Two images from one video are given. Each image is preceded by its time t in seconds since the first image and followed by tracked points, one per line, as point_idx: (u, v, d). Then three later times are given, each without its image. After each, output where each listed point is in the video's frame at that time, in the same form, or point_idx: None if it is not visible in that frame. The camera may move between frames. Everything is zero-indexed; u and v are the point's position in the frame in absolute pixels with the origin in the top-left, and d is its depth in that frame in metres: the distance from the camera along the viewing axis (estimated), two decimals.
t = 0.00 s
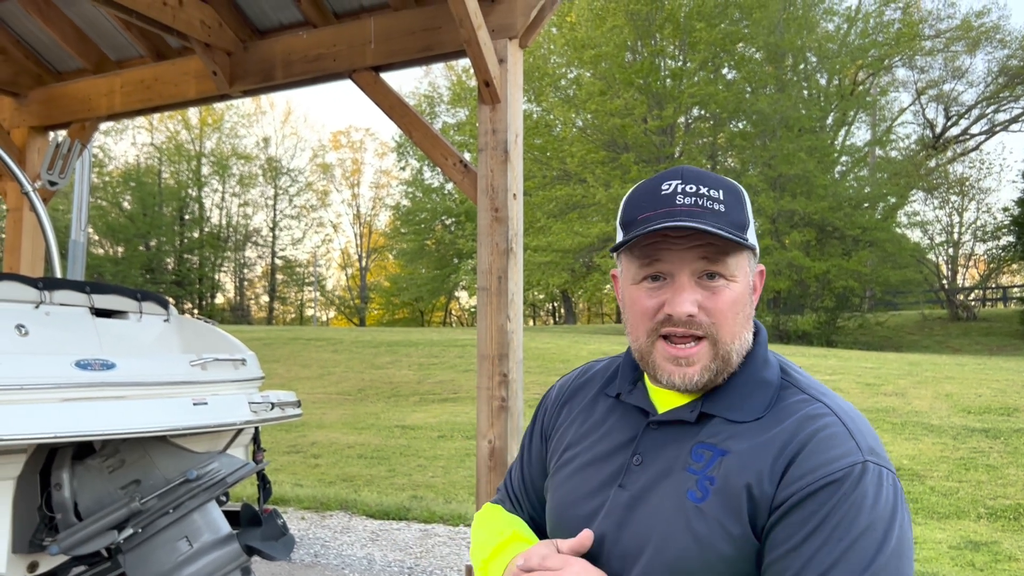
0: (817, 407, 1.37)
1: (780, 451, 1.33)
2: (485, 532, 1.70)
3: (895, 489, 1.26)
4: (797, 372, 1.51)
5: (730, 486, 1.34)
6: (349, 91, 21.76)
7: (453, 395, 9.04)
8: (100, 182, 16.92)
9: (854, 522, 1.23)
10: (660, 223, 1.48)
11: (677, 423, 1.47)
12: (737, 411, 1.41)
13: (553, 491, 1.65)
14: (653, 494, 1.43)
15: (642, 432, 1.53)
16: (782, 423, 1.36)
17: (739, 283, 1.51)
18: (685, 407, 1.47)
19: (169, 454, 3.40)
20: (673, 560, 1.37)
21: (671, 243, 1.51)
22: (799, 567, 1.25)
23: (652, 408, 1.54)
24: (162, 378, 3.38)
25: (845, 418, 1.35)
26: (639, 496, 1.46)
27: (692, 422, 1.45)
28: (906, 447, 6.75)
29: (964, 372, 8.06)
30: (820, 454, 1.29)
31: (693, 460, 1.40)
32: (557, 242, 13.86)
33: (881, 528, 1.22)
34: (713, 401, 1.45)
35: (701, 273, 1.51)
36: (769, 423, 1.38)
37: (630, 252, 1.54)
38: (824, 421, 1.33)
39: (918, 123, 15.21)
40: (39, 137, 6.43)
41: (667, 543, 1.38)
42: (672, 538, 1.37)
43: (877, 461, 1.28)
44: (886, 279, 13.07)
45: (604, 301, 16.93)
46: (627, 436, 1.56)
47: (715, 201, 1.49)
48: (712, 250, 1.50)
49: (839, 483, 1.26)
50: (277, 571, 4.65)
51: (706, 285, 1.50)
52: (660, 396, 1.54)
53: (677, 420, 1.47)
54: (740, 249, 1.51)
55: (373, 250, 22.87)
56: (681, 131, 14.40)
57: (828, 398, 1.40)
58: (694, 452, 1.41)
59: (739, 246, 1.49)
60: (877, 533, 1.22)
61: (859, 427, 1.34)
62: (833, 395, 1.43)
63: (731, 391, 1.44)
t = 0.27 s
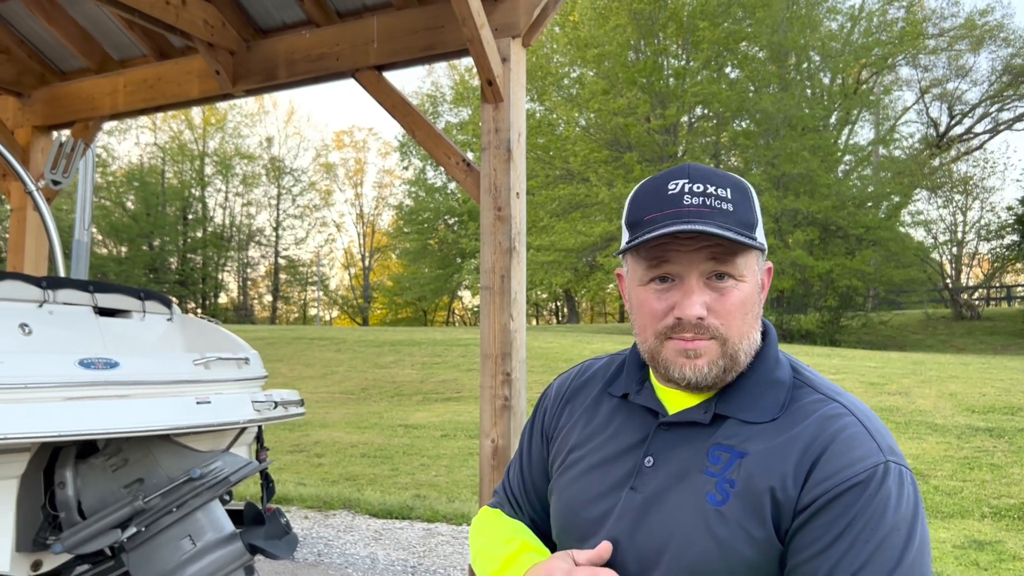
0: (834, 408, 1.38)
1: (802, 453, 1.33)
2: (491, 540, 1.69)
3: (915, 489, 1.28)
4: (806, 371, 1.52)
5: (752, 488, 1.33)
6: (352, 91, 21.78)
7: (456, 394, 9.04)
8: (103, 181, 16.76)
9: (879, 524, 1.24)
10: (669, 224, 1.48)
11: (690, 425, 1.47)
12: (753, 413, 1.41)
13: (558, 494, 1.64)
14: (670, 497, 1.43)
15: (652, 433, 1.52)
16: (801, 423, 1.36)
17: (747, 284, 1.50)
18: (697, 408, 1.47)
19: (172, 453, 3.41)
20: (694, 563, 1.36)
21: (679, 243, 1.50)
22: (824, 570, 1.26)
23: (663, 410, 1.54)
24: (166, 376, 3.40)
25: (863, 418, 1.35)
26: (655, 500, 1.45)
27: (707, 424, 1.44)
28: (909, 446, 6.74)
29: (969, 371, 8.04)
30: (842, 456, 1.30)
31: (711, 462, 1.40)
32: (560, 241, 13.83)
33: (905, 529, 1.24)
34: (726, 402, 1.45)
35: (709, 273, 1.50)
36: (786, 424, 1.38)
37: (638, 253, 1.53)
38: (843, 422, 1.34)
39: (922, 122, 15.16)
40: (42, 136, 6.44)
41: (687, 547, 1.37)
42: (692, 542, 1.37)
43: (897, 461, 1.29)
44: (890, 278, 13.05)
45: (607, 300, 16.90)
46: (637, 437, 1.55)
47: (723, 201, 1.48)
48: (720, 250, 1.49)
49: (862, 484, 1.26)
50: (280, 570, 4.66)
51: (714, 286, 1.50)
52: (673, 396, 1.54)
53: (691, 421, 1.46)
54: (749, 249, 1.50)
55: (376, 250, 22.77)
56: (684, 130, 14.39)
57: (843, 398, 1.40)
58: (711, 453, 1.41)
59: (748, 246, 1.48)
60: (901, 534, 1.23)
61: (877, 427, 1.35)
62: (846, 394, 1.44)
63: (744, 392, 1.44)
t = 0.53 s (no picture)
0: (841, 404, 1.37)
1: (809, 449, 1.32)
2: (494, 536, 1.69)
3: (922, 486, 1.27)
4: (813, 367, 1.51)
5: (759, 486, 1.33)
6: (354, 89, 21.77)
7: (458, 392, 9.04)
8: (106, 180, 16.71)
9: (886, 522, 1.23)
10: (668, 228, 1.47)
11: (695, 423, 1.46)
12: (758, 411, 1.40)
13: (563, 491, 1.63)
14: (676, 494, 1.42)
15: (658, 430, 1.52)
16: (807, 421, 1.36)
17: (748, 286, 1.49)
18: (703, 407, 1.47)
19: (174, 450, 3.41)
20: (700, 561, 1.36)
21: (678, 248, 1.49)
22: (831, 568, 1.26)
23: (667, 407, 1.53)
24: (168, 374, 3.40)
25: (870, 414, 1.35)
26: (661, 497, 1.44)
27: (712, 422, 1.44)
28: (912, 444, 6.72)
29: (972, 368, 8.02)
30: (849, 452, 1.29)
31: (717, 460, 1.39)
32: (562, 239, 13.79)
33: (912, 526, 1.23)
34: (731, 401, 1.44)
35: (709, 276, 1.49)
36: (792, 422, 1.37)
37: (637, 255, 1.52)
38: (850, 419, 1.33)
39: (924, 119, 15.09)
40: (44, 134, 6.45)
41: (694, 545, 1.37)
42: (699, 540, 1.36)
43: (905, 459, 1.28)
44: (892, 276, 13.03)
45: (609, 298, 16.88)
46: (642, 435, 1.55)
47: (723, 202, 1.47)
48: (719, 253, 1.48)
49: (869, 482, 1.26)
50: (282, 567, 4.66)
51: (714, 289, 1.49)
52: (676, 395, 1.53)
53: (696, 419, 1.46)
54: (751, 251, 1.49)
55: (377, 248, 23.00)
56: (686, 128, 14.36)
57: (850, 395, 1.40)
58: (717, 452, 1.40)
59: (748, 249, 1.47)
60: (908, 532, 1.23)
61: (884, 424, 1.34)
62: (852, 391, 1.44)
63: (749, 391, 1.44)
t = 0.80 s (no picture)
0: (844, 401, 1.36)
1: (809, 446, 1.32)
2: (497, 532, 1.69)
3: (924, 484, 1.27)
4: (816, 363, 1.51)
5: (760, 483, 1.33)
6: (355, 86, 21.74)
7: (459, 389, 9.04)
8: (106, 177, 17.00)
9: (886, 519, 1.23)
10: (672, 225, 1.47)
11: (697, 419, 1.46)
12: (760, 408, 1.40)
13: (565, 486, 1.63)
14: (675, 491, 1.42)
15: (660, 426, 1.51)
16: (809, 417, 1.36)
17: (754, 282, 1.49)
18: (705, 402, 1.46)
19: (175, 447, 3.40)
20: (699, 559, 1.36)
21: (683, 244, 1.48)
22: (830, 566, 1.25)
23: (669, 403, 1.53)
24: (169, 370, 3.40)
25: (871, 411, 1.34)
26: (661, 494, 1.44)
27: (713, 419, 1.44)
28: (913, 441, 6.72)
29: (974, 365, 8.01)
30: (849, 449, 1.29)
31: (717, 456, 1.39)
32: (563, 236, 13.81)
33: (913, 524, 1.23)
34: (733, 398, 1.44)
35: (714, 273, 1.49)
36: (793, 418, 1.37)
37: (642, 252, 1.53)
38: (852, 416, 1.33)
39: (925, 116, 14.62)
40: (45, 131, 6.45)
41: (694, 542, 1.37)
42: (698, 536, 1.36)
43: (907, 456, 1.28)
44: (894, 273, 13.04)
45: (610, 295, 16.88)
46: (644, 431, 1.55)
47: (728, 198, 1.46)
48: (724, 250, 1.48)
49: (869, 478, 1.25)
50: (283, 564, 4.67)
51: (719, 286, 1.49)
52: (678, 391, 1.53)
53: (697, 415, 1.46)
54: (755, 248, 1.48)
55: (379, 245, 22.54)
56: (688, 125, 14.29)
57: (853, 391, 1.39)
58: (718, 448, 1.40)
59: (753, 245, 1.46)
60: (909, 529, 1.22)
61: (886, 422, 1.34)
62: (854, 387, 1.43)
63: (752, 387, 1.43)
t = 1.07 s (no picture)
0: (846, 398, 1.36)
1: (810, 442, 1.32)
2: (500, 527, 1.69)
3: (926, 480, 1.26)
4: (818, 359, 1.50)
5: (760, 479, 1.32)
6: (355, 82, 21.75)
7: (459, 385, 9.05)
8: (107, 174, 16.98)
9: (888, 514, 1.23)
10: (676, 217, 1.46)
11: (699, 414, 1.46)
12: (761, 403, 1.40)
13: (567, 481, 1.63)
14: (676, 486, 1.42)
15: (662, 421, 1.51)
16: (811, 412, 1.35)
17: (757, 276, 1.49)
18: (707, 397, 1.46)
19: (174, 443, 3.40)
20: (699, 553, 1.35)
21: (687, 236, 1.48)
22: (830, 562, 1.25)
23: (672, 399, 1.53)
24: (169, 367, 3.40)
25: (874, 407, 1.34)
26: (662, 489, 1.44)
27: (715, 414, 1.43)
28: (913, 437, 6.73)
29: (974, 361, 8.01)
30: (850, 446, 1.29)
31: (719, 452, 1.39)
32: (564, 232, 13.81)
33: (915, 519, 1.22)
34: (735, 393, 1.44)
35: (717, 266, 1.49)
36: (795, 414, 1.36)
37: (645, 244, 1.52)
38: (853, 412, 1.32)
39: (925, 112, 14.67)
40: (44, 128, 6.43)
41: (695, 537, 1.36)
42: (698, 531, 1.36)
43: (908, 452, 1.28)
44: (895, 269, 13.03)
45: (610, 292, 16.88)
46: (646, 426, 1.54)
47: (732, 191, 1.46)
48: (728, 243, 1.47)
49: (871, 475, 1.25)
50: (283, 560, 4.68)
51: (722, 278, 1.48)
52: (680, 386, 1.53)
53: (699, 411, 1.45)
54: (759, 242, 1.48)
55: (379, 242, 22.82)
56: (688, 121, 14.31)
57: (855, 387, 1.39)
58: (719, 443, 1.40)
59: (757, 238, 1.46)
60: (911, 526, 1.22)
61: (887, 418, 1.34)
62: (857, 383, 1.43)
63: (754, 382, 1.43)
